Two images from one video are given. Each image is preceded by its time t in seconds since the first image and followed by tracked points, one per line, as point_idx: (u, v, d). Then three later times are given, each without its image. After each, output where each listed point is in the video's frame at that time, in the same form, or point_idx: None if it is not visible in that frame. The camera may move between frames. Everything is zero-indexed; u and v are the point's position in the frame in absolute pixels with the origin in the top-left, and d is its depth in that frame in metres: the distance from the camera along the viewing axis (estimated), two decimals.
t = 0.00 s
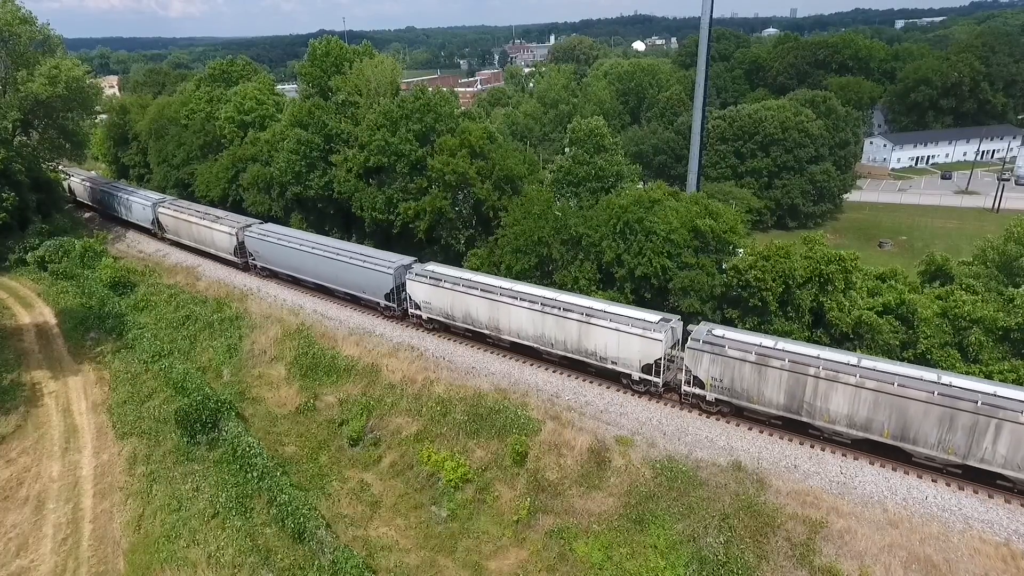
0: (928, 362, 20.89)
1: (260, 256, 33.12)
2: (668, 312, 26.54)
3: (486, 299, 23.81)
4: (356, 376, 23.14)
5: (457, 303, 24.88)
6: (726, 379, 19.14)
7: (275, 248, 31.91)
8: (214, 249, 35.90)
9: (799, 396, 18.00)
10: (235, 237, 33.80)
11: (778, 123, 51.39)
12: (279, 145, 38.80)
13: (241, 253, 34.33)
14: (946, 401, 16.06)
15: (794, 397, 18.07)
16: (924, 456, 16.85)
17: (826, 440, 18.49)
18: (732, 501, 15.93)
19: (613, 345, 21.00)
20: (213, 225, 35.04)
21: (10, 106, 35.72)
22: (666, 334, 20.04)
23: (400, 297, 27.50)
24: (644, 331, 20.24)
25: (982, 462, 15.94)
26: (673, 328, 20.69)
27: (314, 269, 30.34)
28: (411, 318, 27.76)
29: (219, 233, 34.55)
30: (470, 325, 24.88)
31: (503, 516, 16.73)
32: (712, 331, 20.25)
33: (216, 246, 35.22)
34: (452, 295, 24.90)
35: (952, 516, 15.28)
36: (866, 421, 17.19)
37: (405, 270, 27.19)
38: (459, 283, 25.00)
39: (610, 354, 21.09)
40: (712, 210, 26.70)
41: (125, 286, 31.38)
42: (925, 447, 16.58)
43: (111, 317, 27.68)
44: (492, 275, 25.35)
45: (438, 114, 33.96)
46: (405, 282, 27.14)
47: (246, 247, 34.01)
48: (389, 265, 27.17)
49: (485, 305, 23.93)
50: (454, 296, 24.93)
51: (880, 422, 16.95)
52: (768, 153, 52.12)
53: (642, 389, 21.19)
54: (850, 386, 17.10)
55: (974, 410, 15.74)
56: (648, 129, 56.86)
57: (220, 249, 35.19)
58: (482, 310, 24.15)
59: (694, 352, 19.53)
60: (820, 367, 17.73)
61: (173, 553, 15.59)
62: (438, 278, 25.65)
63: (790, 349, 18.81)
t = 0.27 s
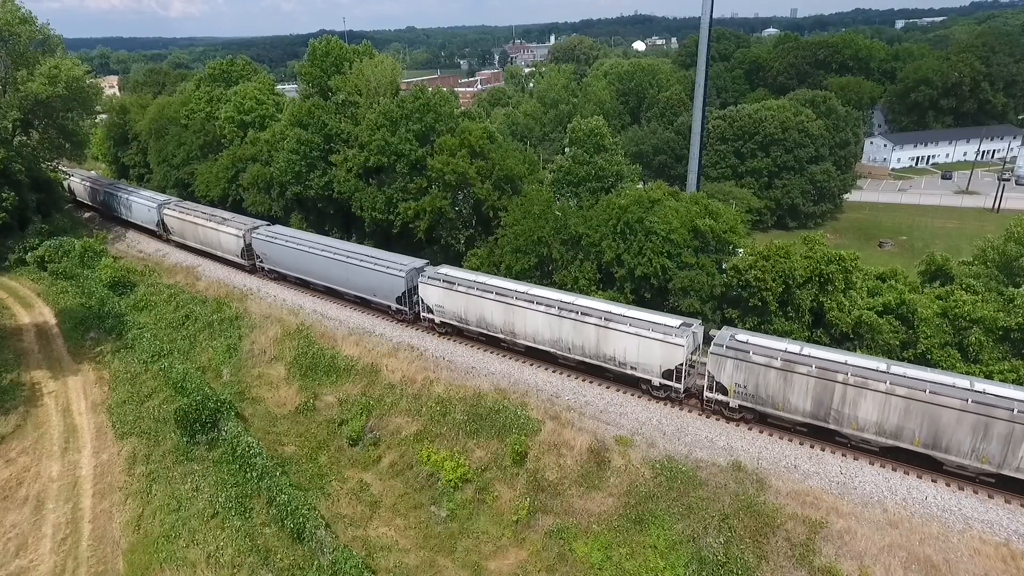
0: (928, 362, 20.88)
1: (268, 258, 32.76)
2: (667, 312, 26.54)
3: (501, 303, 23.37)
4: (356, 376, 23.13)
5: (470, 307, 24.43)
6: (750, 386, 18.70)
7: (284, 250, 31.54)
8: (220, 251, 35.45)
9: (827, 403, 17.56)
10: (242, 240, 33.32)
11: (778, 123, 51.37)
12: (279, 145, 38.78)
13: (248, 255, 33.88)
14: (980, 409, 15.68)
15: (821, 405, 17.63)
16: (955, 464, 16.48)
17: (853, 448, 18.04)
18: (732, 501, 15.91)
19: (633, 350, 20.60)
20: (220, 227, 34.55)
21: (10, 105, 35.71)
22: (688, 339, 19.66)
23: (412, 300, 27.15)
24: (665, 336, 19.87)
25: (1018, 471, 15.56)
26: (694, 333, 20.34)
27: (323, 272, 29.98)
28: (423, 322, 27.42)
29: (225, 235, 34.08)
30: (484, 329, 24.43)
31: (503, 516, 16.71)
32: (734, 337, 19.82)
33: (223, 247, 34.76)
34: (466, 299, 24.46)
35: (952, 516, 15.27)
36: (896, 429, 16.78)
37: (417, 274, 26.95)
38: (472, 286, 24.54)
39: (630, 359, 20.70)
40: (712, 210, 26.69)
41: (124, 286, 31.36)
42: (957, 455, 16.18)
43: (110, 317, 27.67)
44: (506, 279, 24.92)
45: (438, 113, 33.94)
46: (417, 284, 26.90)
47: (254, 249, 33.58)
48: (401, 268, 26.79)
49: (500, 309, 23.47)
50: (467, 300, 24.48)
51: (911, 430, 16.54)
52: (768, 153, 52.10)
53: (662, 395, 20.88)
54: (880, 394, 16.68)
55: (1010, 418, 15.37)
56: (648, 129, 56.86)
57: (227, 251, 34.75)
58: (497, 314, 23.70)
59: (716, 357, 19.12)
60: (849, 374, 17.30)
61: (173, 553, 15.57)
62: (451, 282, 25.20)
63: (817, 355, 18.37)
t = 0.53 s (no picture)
0: (928, 362, 20.87)
1: (276, 260, 32.25)
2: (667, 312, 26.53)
3: (517, 307, 22.94)
4: (355, 376, 23.12)
5: (485, 311, 23.98)
6: (776, 392, 18.32)
7: (292, 252, 31.04)
8: (227, 254, 35.02)
9: (855, 410, 17.21)
10: (250, 242, 32.91)
11: (778, 123, 51.34)
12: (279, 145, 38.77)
13: (255, 257, 33.43)
14: (1016, 417, 15.34)
15: (850, 412, 17.26)
16: (987, 473, 16.14)
17: (867, 451, 17.88)
18: (732, 501, 15.90)
19: (654, 356, 20.13)
20: (227, 229, 34.07)
21: (10, 105, 35.71)
22: (710, 345, 19.20)
23: (424, 303, 26.64)
24: (688, 341, 19.41)
25: None
26: (717, 338, 19.90)
27: (333, 275, 29.49)
28: (435, 326, 26.92)
29: (233, 237, 33.64)
30: (499, 333, 24.02)
31: (503, 516, 16.70)
32: (758, 342, 19.42)
33: (230, 250, 34.33)
34: (481, 302, 24.03)
35: (952, 516, 15.25)
36: (928, 437, 16.43)
37: (429, 277, 26.42)
38: (487, 289, 24.13)
39: (650, 365, 20.24)
40: (712, 210, 26.69)
41: (124, 285, 31.34)
42: (991, 464, 15.83)
43: (110, 317, 27.66)
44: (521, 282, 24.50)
45: (438, 113, 33.92)
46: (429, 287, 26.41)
47: (261, 251, 33.16)
48: (413, 271, 26.32)
49: (516, 313, 23.06)
50: (482, 303, 24.06)
51: (943, 438, 16.20)
52: (768, 152, 52.08)
53: (684, 402, 20.38)
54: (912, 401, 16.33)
55: None
56: (648, 129, 56.86)
57: (233, 253, 34.32)
58: (512, 318, 23.28)
59: (741, 363, 18.73)
60: (879, 381, 16.95)
61: (172, 553, 15.56)
62: (465, 285, 24.73)
63: (844, 361, 17.99)
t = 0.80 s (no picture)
0: (928, 361, 20.88)
1: (284, 263, 31.79)
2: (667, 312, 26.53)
3: (533, 311, 22.50)
4: (355, 376, 23.13)
5: (500, 315, 23.54)
6: (802, 399, 17.89)
7: (301, 255, 30.60)
8: (233, 256, 34.69)
9: (885, 418, 16.79)
10: (257, 244, 32.57)
11: (778, 123, 51.33)
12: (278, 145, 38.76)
13: (263, 260, 33.11)
14: None
15: (880, 420, 16.85)
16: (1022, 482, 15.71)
17: (867, 452, 17.89)
18: (732, 501, 15.90)
19: (675, 361, 19.67)
20: (233, 231, 33.72)
21: (9, 105, 35.68)
22: (734, 350, 18.75)
23: (436, 308, 26.11)
24: (710, 347, 18.99)
25: None
26: (740, 343, 19.42)
27: (342, 278, 29.05)
28: (448, 330, 26.43)
29: (239, 239, 33.30)
30: (514, 338, 23.59)
31: (503, 516, 16.69)
32: (782, 348, 19.00)
33: (236, 252, 34.00)
34: (495, 306, 23.56)
35: (952, 516, 15.25)
36: (960, 445, 16.02)
37: (441, 280, 25.91)
38: (501, 293, 23.68)
39: (671, 370, 19.80)
40: (712, 210, 26.69)
41: (124, 285, 31.33)
42: None
43: (110, 317, 27.65)
44: (536, 285, 24.06)
45: (438, 113, 33.90)
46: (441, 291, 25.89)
47: (268, 254, 32.80)
48: (425, 274, 25.89)
49: (532, 318, 22.62)
50: (496, 307, 23.60)
51: (977, 447, 15.79)
52: (768, 153, 52.07)
53: (705, 408, 19.93)
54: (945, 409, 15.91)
55: None
56: (648, 129, 56.85)
57: (240, 255, 33.97)
58: (528, 323, 22.83)
59: (766, 370, 18.31)
60: (910, 388, 16.52)
61: (172, 553, 15.55)
62: (479, 288, 24.27)
63: (873, 368, 17.56)
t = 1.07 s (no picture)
0: (927, 361, 20.89)
1: (292, 265, 31.34)
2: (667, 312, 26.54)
3: (550, 315, 22.13)
4: (355, 376, 23.13)
5: (516, 319, 23.15)
6: (830, 406, 17.52)
7: (310, 257, 30.16)
8: (240, 258, 34.27)
9: (917, 426, 16.42)
10: (265, 246, 32.12)
11: (778, 123, 51.33)
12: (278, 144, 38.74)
13: (270, 262, 32.71)
14: None
15: (911, 427, 16.47)
16: None
17: (867, 452, 17.89)
18: (731, 501, 15.89)
19: (698, 367, 19.26)
20: (241, 232, 33.31)
21: (9, 105, 35.66)
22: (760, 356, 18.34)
23: (449, 311, 25.66)
24: (734, 352, 18.57)
25: None
26: (764, 349, 18.99)
27: (353, 281, 28.62)
28: (461, 334, 26.03)
29: (246, 242, 32.89)
30: (530, 342, 23.21)
31: (503, 516, 16.69)
32: (809, 353, 18.59)
33: (243, 254, 33.59)
34: (511, 310, 23.18)
35: (952, 517, 15.24)
36: (995, 454, 15.64)
37: (454, 283, 25.47)
38: (517, 296, 23.28)
39: (693, 377, 19.39)
40: (712, 210, 26.68)
41: (123, 285, 31.30)
42: None
43: (110, 317, 27.64)
44: (552, 289, 23.64)
45: (437, 113, 33.89)
46: (455, 294, 25.48)
47: (276, 256, 32.35)
48: (439, 277, 25.47)
49: (549, 322, 22.25)
50: (512, 311, 23.20)
51: (1012, 456, 15.41)
52: (768, 152, 52.06)
53: (729, 414, 19.52)
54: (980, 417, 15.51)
55: None
56: (648, 129, 56.87)
57: (246, 258, 33.55)
58: (545, 327, 22.44)
59: (792, 376, 17.96)
60: (944, 396, 16.11)
61: (172, 553, 15.55)
62: (494, 292, 23.89)
63: (904, 374, 17.16)
